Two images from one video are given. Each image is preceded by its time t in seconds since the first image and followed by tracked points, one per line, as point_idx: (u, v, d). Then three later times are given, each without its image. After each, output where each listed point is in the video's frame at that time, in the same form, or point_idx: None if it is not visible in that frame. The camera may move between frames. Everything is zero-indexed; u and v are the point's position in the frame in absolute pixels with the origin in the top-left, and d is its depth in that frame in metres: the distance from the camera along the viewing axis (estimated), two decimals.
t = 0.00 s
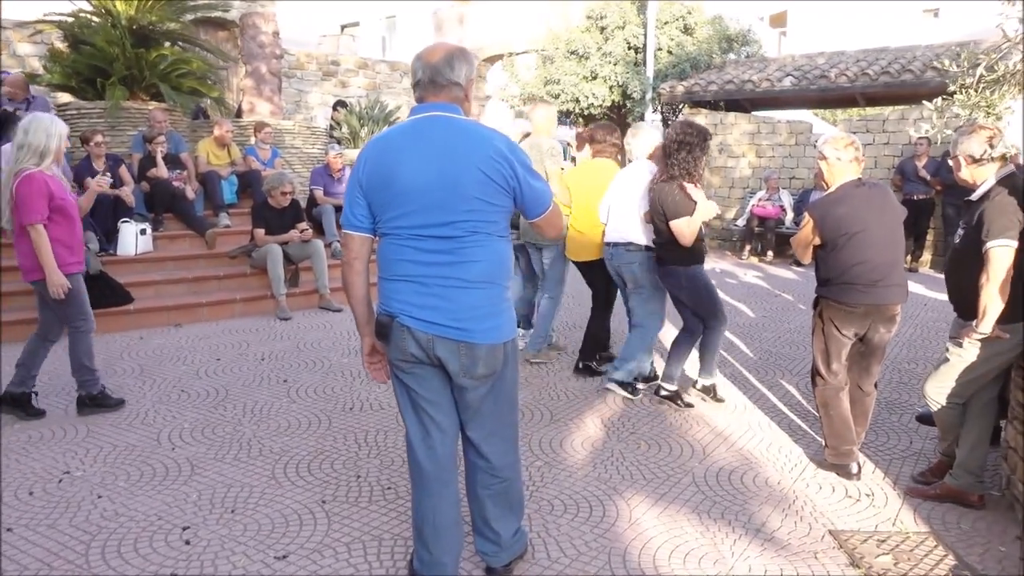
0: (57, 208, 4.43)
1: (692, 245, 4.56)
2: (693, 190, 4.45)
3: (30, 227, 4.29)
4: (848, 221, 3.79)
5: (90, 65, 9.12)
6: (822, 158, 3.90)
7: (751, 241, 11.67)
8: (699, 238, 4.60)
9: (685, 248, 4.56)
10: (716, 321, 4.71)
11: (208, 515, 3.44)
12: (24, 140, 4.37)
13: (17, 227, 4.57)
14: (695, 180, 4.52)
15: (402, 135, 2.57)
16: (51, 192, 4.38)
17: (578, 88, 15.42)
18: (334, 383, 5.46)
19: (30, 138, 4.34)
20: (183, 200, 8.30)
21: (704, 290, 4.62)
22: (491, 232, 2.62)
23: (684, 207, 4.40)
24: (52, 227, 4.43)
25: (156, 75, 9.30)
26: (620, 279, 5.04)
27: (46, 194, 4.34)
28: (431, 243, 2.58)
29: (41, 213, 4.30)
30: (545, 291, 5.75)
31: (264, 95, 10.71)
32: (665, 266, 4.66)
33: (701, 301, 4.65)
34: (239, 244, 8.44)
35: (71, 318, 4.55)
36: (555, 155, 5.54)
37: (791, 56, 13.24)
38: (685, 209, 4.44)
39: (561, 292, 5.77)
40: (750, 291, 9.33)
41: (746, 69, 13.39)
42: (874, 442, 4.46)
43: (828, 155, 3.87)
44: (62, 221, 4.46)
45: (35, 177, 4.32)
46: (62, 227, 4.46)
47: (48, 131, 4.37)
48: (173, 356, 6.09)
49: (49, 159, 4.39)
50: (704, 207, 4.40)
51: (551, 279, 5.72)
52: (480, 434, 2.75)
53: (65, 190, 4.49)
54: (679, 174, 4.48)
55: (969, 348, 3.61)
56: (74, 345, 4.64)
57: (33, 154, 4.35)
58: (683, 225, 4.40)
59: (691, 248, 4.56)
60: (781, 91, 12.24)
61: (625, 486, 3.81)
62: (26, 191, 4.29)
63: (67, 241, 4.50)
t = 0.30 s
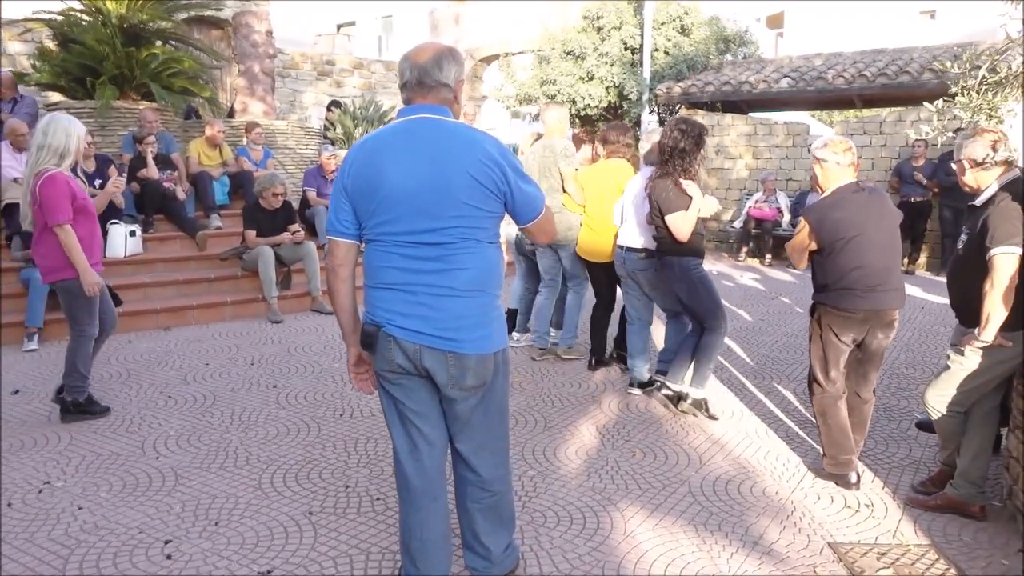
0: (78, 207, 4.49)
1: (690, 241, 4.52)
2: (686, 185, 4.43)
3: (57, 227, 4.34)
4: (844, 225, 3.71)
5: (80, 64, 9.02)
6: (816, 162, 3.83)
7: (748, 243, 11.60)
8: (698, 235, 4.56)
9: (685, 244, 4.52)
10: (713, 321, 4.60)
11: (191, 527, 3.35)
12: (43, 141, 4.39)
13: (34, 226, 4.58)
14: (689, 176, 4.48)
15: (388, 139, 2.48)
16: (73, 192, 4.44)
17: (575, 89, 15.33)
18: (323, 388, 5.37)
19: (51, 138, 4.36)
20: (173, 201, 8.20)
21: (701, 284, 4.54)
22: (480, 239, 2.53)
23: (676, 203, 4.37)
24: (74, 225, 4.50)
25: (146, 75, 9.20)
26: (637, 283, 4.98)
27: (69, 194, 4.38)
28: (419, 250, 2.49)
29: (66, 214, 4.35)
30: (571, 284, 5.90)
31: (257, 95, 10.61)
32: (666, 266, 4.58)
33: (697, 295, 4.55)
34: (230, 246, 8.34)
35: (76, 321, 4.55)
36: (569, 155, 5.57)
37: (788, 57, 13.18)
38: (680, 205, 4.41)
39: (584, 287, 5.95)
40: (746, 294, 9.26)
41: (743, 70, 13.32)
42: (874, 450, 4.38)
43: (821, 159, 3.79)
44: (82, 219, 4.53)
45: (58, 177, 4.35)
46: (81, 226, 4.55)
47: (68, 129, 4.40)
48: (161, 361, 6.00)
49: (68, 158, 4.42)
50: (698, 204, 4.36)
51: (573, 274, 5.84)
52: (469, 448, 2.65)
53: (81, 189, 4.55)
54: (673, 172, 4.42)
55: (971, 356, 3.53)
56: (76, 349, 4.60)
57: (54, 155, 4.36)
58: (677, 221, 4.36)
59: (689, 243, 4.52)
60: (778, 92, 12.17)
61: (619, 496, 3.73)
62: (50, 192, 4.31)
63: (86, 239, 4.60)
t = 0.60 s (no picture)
0: (100, 212, 4.46)
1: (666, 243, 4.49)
2: (665, 187, 4.42)
3: (85, 233, 4.29)
4: (835, 227, 3.64)
5: (64, 64, 8.90)
6: (806, 163, 3.76)
7: (740, 244, 11.56)
8: (678, 237, 4.51)
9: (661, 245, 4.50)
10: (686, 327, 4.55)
11: (172, 539, 3.26)
12: (61, 148, 4.35)
13: (54, 233, 4.51)
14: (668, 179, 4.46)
15: (370, 140, 2.40)
16: (94, 197, 4.40)
17: (567, 89, 15.27)
18: (309, 393, 5.28)
19: (69, 143, 4.33)
20: (159, 203, 8.10)
21: (670, 288, 4.56)
22: (466, 242, 2.45)
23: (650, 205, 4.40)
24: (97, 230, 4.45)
25: (131, 74, 9.09)
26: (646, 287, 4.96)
27: (92, 199, 4.34)
28: (402, 254, 2.41)
29: (93, 219, 4.32)
30: (580, 287, 5.87)
31: (244, 95, 10.51)
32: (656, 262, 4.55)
33: (668, 301, 4.57)
34: (216, 248, 8.24)
35: (97, 325, 4.53)
36: (582, 158, 5.70)
37: (780, 57, 13.16)
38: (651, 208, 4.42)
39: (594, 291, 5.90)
40: (739, 295, 9.21)
41: (734, 70, 13.28)
42: (868, 455, 4.32)
43: (812, 160, 3.73)
44: (105, 224, 4.49)
45: (81, 182, 4.31)
46: (106, 231, 4.51)
47: (87, 132, 4.38)
48: (146, 366, 5.90)
49: (87, 163, 4.38)
50: (669, 206, 4.35)
51: (584, 279, 5.82)
52: (455, 457, 2.57)
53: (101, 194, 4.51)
54: (648, 173, 4.46)
55: (968, 360, 3.46)
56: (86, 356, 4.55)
57: (72, 160, 4.32)
58: (648, 222, 4.36)
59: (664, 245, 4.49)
60: (770, 92, 12.14)
61: (611, 504, 3.65)
62: (73, 197, 4.27)
63: (110, 244, 4.57)
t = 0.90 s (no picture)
0: (103, 211, 4.36)
1: (629, 247, 4.74)
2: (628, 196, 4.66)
3: (85, 233, 4.20)
4: (823, 228, 3.60)
5: (49, 63, 8.82)
6: (793, 164, 3.72)
7: (731, 244, 11.53)
8: (643, 242, 4.75)
9: (624, 250, 4.75)
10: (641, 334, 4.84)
11: (150, 547, 3.19)
12: (63, 146, 4.27)
13: (59, 232, 4.44)
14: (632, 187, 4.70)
15: (350, 140, 2.34)
16: (96, 196, 4.30)
17: (557, 89, 15.21)
18: (296, 396, 5.21)
19: (70, 142, 4.24)
20: (145, 204, 8.02)
21: (626, 297, 4.82)
22: (448, 244, 2.39)
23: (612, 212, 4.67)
24: (99, 229, 4.35)
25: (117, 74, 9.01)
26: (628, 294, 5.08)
27: (93, 199, 4.25)
28: (382, 256, 2.35)
29: (94, 218, 4.22)
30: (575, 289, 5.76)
31: (232, 96, 10.43)
32: (616, 268, 4.80)
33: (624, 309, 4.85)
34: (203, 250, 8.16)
35: (129, 314, 4.58)
36: (576, 157, 5.60)
37: (770, 57, 13.14)
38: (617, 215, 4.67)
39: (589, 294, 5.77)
40: (730, 296, 9.17)
41: (725, 70, 13.25)
42: (859, 457, 4.28)
43: (798, 159, 3.69)
44: (108, 223, 4.39)
45: (82, 182, 4.22)
46: (109, 230, 4.41)
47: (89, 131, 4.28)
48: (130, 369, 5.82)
49: (89, 162, 4.29)
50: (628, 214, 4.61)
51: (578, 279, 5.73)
52: (439, 463, 2.51)
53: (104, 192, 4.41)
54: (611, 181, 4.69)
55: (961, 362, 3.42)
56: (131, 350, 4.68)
57: (74, 159, 4.25)
58: (608, 228, 4.64)
59: (627, 249, 4.74)
60: (760, 93, 12.12)
61: (600, 509, 3.59)
62: (74, 197, 4.18)
63: (115, 242, 4.48)
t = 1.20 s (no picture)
0: (77, 212, 4.28)
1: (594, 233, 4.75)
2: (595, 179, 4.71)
3: (58, 233, 4.13)
4: (808, 227, 3.56)
5: (33, 63, 8.73)
6: (779, 163, 3.67)
7: (722, 244, 11.50)
8: (608, 232, 4.76)
9: (589, 238, 4.77)
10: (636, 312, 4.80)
11: (122, 556, 3.13)
12: (38, 145, 4.19)
13: (31, 232, 4.36)
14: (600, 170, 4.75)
15: (321, 139, 2.28)
16: (71, 197, 4.23)
17: (548, 89, 15.16)
18: (279, 399, 5.14)
19: (46, 142, 4.16)
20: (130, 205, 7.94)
21: (605, 281, 4.80)
22: (421, 245, 2.33)
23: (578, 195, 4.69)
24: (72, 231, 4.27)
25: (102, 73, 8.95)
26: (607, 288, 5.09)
27: (68, 199, 4.18)
28: (354, 258, 2.29)
29: (67, 220, 4.15)
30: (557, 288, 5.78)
31: (219, 96, 10.41)
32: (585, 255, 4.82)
33: (609, 293, 4.81)
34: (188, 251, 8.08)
35: (95, 321, 4.47)
36: (557, 154, 5.49)
37: (761, 57, 13.12)
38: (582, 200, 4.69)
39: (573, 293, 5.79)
40: (720, 296, 9.14)
41: (716, 70, 13.23)
42: (846, 460, 4.23)
43: (784, 158, 3.64)
44: (82, 224, 4.31)
45: (56, 182, 4.15)
46: (82, 232, 4.34)
47: (65, 130, 4.21)
48: (111, 372, 5.74)
49: (64, 162, 4.22)
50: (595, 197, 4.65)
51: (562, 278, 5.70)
52: (413, 470, 2.45)
53: (78, 193, 4.34)
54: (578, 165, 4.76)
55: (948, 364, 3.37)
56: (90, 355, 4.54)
57: (50, 158, 4.17)
58: (575, 212, 4.67)
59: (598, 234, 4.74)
60: (751, 92, 12.10)
61: (583, 514, 3.54)
62: (47, 196, 4.11)
63: (88, 244, 4.40)
